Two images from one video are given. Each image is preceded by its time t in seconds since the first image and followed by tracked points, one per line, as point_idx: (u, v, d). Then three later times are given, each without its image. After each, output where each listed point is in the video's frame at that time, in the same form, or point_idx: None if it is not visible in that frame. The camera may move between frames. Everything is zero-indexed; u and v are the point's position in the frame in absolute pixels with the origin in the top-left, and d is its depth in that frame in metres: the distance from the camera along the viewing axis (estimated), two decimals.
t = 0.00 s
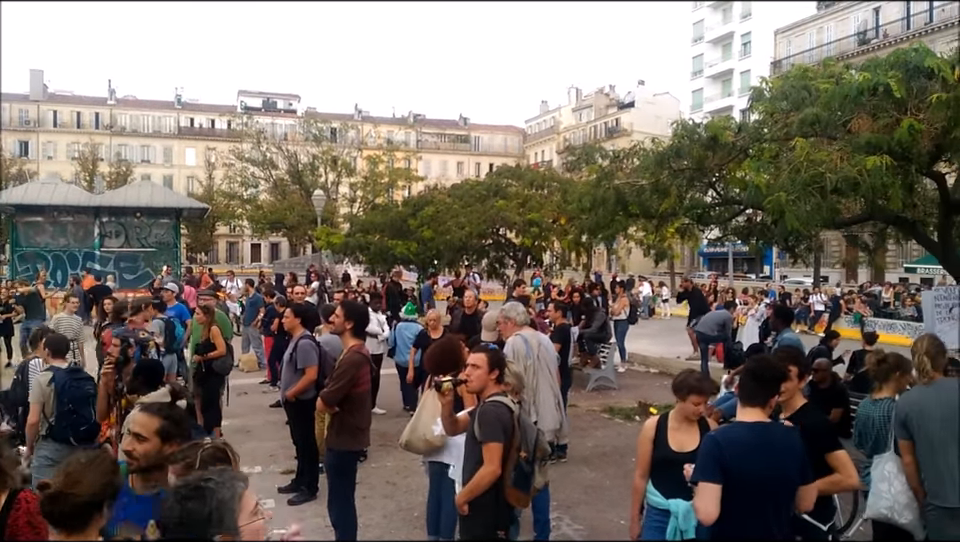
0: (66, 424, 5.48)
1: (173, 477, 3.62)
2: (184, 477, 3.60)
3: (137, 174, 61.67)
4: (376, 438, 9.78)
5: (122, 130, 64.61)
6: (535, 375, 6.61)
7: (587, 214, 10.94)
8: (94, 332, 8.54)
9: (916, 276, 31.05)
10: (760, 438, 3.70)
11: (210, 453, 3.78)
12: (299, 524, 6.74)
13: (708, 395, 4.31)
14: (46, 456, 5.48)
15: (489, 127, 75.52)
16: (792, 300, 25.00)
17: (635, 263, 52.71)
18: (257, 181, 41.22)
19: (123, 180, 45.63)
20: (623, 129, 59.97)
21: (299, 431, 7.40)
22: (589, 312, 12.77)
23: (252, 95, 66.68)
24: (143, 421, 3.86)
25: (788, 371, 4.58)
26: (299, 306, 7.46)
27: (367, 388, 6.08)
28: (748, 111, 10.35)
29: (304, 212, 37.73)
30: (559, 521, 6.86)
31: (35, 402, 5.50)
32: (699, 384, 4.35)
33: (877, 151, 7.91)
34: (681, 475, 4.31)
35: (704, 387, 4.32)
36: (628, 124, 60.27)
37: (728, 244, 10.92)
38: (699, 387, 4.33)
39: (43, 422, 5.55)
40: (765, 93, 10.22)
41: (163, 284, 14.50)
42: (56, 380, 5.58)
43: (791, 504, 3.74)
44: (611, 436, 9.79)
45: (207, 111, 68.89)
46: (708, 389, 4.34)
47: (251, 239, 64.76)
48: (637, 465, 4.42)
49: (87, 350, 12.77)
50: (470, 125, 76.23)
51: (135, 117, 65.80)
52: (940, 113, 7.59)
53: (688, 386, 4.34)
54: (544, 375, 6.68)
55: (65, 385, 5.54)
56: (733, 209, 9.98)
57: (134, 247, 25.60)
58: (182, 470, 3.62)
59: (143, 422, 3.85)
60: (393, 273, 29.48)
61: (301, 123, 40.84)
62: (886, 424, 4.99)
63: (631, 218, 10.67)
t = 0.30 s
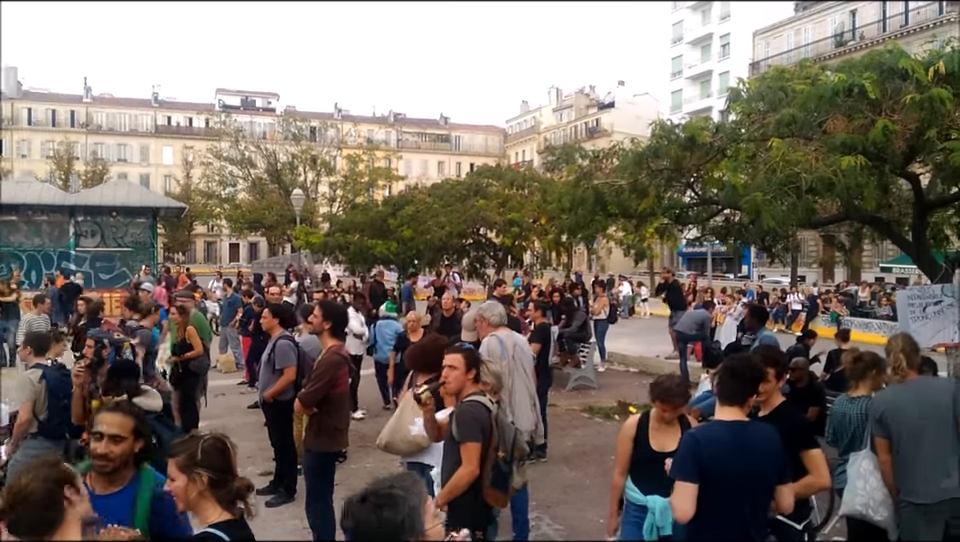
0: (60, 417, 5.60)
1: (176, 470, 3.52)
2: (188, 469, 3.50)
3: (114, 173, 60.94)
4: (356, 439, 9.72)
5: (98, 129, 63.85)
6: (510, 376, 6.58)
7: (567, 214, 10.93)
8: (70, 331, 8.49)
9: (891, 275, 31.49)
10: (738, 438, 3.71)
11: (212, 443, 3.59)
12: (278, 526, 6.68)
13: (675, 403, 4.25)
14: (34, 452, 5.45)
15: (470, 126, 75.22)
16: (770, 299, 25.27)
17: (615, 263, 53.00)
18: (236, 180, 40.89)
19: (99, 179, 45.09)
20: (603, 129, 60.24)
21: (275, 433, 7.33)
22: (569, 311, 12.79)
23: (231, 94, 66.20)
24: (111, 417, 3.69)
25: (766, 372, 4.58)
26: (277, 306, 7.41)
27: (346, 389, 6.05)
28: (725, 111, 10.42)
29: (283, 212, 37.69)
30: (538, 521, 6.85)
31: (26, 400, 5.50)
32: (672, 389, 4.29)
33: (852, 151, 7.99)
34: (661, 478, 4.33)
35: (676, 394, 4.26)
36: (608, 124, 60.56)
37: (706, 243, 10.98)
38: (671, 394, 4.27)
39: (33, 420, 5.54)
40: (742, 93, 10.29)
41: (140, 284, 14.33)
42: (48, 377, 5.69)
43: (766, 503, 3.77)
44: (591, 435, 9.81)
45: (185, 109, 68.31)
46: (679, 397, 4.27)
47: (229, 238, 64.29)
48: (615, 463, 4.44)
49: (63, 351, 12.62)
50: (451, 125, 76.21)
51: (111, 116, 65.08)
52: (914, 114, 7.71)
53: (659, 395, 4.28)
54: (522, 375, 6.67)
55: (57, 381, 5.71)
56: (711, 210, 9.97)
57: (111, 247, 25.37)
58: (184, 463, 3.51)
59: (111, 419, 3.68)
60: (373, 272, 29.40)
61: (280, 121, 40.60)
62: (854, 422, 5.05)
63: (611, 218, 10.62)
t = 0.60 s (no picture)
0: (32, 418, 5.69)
1: (169, 465, 3.66)
2: (181, 463, 3.66)
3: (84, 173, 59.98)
4: (331, 440, 9.67)
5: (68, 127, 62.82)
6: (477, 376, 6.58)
7: (542, 214, 10.94)
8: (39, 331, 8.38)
9: (862, 275, 31.93)
10: (710, 436, 3.73)
11: (202, 440, 3.76)
12: (251, 529, 6.63)
13: (631, 422, 4.24)
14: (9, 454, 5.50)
15: (445, 127, 75.57)
16: (743, 299, 25.53)
17: (591, 263, 53.20)
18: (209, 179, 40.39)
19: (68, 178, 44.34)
20: (579, 129, 60.45)
21: (249, 435, 7.28)
22: (545, 311, 12.82)
23: (204, 92, 65.47)
24: (52, 420, 3.59)
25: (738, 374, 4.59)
26: (249, 307, 7.31)
27: (319, 390, 6.01)
28: (698, 112, 10.47)
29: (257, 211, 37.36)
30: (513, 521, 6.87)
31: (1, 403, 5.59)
32: (633, 404, 4.27)
33: (822, 152, 8.07)
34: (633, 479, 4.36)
35: (635, 410, 4.25)
36: (584, 125, 60.79)
37: (680, 243, 11.04)
38: (628, 411, 4.26)
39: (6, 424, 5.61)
40: (714, 95, 10.36)
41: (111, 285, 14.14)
42: (19, 381, 5.78)
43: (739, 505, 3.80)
44: (566, 435, 9.85)
45: (157, 108, 67.42)
46: (635, 414, 4.26)
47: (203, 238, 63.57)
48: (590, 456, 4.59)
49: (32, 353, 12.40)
50: (428, 125, 76.06)
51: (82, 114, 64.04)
52: (882, 115, 7.81)
53: (617, 413, 4.27)
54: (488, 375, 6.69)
55: (28, 384, 5.79)
56: (685, 210, 9.96)
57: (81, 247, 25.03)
58: (176, 458, 3.67)
59: (53, 422, 3.59)
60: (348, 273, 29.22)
61: (254, 120, 40.21)
62: (828, 421, 5.07)
63: (585, 218, 10.63)
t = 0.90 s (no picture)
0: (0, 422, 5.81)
1: (148, 464, 3.65)
2: (160, 462, 3.65)
3: (55, 171, 58.99)
4: (306, 441, 9.60)
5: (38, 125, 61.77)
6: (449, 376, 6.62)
7: (519, 213, 10.93)
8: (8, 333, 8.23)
9: (835, 275, 32.35)
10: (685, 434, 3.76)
11: (181, 439, 3.78)
12: (224, 531, 6.55)
13: (587, 427, 4.32)
14: None
15: (422, 124, 74.65)
16: (719, 298, 25.77)
17: (568, 262, 53.41)
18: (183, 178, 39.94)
19: (39, 177, 43.60)
20: (556, 129, 60.60)
21: (222, 437, 7.19)
22: (522, 311, 12.85)
23: (178, 90, 64.70)
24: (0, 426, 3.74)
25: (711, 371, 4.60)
26: (223, 306, 7.22)
27: (294, 391, 5.95)
28: (673, 112, 10.52)
29: (231, 210, 37.01)
30: (490, 521, 6.85)
31: None
32: (594, 407, 4.35)
33: (795, 153, 8.15)
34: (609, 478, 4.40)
35: (595, 411, 4.32)
36: (561, 124, 61.02)
37: (656, 243, 11.08)
38: (589, 411, 4.33)
39: None
40: (690, 95, 10.40)
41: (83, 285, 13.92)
42: None
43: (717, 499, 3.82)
44: (543, 434, 9.86)
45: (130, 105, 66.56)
46: (591, 421, 4.33)
47: (176, 238, 62.85)
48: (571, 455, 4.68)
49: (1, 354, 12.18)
50: (406, 124, 75.83)
51: (52, 111, 62.99)
52: (855, 116, 7.89)
53: (577, 416, 4.36)
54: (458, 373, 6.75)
55: None
56: (660, 210, 10.02)
57: (51, 246, 24.62)
58: (156, 457, 3.66)
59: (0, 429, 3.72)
60: (324, 272, 29.03)
61: (229, 118, 39.84)
62: (799, 415, 5.12)
63: (562, 218, 10.63)
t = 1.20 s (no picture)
0: None
1: (119, 462, 3.60)
2: (132, 461, 3.60)
3: (24, 169, 58.00)
4: (280, 443, 9.53)
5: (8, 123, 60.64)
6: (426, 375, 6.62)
7: (495, 214, 10.94)
8: None
9: (808, 276, 32.75)
10: (660, 433, 3.77)
11: (154, 436, 3.73)
12: (193, 533, 6.47)
13: (553, 419, 4.32)
14: None
15: (400, 124, 72.04)
16: (693, 298, 26.02)
17: (544, 263, 53.56)
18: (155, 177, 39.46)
19: (7, 176, 42.85)
20: (533, 130, 60.75)
21: (194, 438, 7.11)
22: (499, 311, 12.86)
23: (152, 89, 63.96)
24: None
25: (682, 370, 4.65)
26: (195, 306, 7.14)
27: (267, 391, 5.88)
28: (649, 113, 10.57)
29: (204, 210, 36.61)
30: (464, 521, 6.83)
31: None
32: (559, 399, 4.34)
33: (767, 154, 8.23)
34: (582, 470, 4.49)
35: (559, 404, 4.32)
36: (538, 126, 61.22)
37: (631, 243, 11.13)
38: (551, 404, 4.33)
39: None
40: (664, 96, 10.46)
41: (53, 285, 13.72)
42: None
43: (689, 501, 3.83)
44: (518, 434, 9.86)
45: (101, 103, 65.67)
46: (557, 411, 4.32)
47: (149, 238, 62.04)
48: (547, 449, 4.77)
49: None
50: (382, 125, 75.59)
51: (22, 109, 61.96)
52: (825, 118, 8.02)
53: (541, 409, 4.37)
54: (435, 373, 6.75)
55: None
56: (634, 211, 10.05)
57: (20, 246, 24.19)
58: (127, 455, 3.60)
59: None
60: (299, 272, 28.83)
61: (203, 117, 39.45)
62: (773, 413, 5.19)
63: (537, 218, 10.66)
